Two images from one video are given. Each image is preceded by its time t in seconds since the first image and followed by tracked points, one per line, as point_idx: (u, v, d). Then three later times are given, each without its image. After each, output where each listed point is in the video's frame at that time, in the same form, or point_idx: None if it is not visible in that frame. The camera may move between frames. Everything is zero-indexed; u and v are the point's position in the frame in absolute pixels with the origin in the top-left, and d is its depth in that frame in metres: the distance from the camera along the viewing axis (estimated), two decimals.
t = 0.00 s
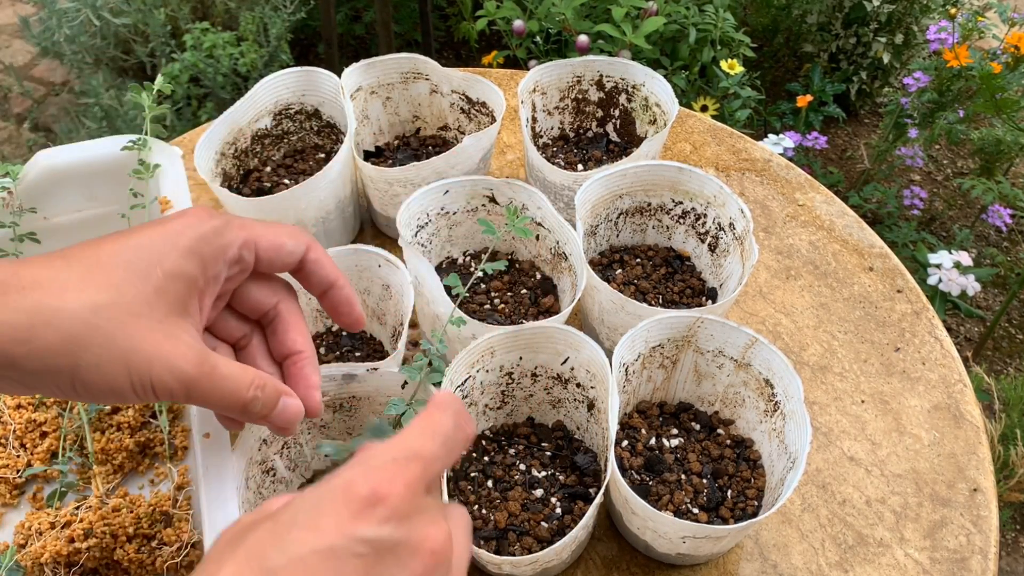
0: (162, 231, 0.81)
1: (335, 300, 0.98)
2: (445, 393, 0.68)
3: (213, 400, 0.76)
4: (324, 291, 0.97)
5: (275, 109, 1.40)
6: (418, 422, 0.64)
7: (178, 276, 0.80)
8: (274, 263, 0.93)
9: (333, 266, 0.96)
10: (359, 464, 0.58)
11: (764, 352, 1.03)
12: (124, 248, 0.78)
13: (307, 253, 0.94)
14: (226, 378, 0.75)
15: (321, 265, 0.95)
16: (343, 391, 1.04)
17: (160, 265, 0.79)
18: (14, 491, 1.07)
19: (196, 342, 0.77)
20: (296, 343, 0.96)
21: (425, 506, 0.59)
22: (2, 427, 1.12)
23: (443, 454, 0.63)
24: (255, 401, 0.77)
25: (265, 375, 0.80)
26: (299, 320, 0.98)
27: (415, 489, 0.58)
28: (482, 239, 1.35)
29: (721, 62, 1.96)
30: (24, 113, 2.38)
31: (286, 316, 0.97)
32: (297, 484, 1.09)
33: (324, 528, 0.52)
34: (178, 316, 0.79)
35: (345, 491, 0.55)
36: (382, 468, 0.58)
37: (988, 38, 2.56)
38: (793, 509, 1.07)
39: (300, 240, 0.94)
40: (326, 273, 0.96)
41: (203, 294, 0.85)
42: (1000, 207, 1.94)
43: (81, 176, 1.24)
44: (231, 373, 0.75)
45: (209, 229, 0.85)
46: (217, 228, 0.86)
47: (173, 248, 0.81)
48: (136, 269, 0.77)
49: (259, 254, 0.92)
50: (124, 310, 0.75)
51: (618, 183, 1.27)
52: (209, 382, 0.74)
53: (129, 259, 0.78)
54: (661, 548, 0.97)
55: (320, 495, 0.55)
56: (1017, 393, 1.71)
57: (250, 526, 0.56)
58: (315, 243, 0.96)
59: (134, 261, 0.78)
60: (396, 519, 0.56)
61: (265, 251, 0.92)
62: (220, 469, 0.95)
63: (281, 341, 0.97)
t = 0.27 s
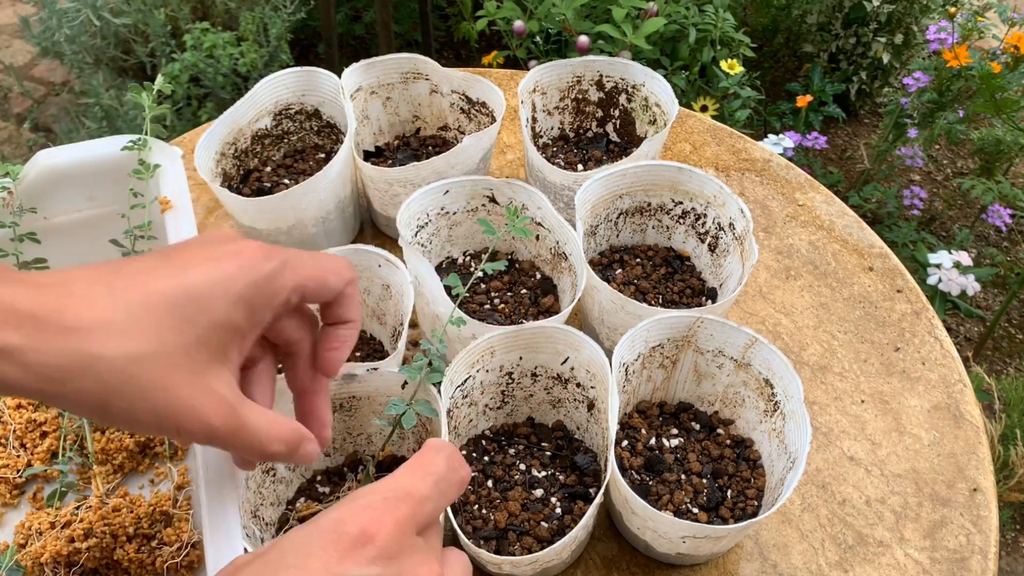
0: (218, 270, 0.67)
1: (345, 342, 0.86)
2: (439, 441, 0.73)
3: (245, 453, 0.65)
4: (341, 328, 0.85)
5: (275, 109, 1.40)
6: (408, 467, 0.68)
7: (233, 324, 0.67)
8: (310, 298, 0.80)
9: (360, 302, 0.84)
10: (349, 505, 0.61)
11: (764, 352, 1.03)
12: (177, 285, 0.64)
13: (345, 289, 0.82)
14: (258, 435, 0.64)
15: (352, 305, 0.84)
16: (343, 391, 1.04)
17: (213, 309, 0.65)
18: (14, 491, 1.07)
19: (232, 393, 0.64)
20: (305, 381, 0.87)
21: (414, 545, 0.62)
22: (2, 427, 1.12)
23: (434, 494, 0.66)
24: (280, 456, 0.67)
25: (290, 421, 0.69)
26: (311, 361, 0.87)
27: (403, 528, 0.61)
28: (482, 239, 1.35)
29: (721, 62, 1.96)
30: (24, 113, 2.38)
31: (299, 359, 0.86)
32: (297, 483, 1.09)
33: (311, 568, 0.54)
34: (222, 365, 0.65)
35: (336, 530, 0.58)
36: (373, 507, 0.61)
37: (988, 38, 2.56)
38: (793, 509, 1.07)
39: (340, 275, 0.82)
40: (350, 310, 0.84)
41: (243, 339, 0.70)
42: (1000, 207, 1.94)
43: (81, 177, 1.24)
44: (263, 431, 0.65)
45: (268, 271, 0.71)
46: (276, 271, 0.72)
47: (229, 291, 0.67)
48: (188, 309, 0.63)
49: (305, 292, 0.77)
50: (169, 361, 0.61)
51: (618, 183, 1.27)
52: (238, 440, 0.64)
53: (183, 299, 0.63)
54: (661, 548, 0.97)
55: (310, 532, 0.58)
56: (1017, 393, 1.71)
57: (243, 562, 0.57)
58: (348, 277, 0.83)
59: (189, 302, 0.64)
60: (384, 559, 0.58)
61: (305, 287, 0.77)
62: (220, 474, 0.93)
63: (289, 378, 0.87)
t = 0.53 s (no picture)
0: (314, 349, 0.64)
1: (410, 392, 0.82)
2: (459, 481, 0.71)
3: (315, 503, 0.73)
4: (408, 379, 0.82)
5: (275, 109, 1.40)
6: (431, 508, 0.65)
7: (321, 409, 0.67)
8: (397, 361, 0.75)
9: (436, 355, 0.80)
10: (370, 544, 0.59)
11: (764, 352, 1.03)
12: (270, 378, 0.62)
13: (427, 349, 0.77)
14: (329, 495, 0.72)
15: (431, 360, 0.80)
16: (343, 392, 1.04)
17: (305, 398, 0.65)
18: (14, 491, 1.07)
19: (313, 464, 0.69)
20: (377, 429, 0.85)
21: None
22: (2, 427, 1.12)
23: (455, 539, 0.64)
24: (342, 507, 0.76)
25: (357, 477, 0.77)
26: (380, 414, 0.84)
27: None
28: (482, 239, 1.35)
29: (721, 62, 1.96)
30: (24, 113, 2.38)
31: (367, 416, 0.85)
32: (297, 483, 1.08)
33: None
34: (309, 441, 0.68)
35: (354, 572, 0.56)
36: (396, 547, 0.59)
37: (988, 38, 2.56)
38: (793, 509, 1.07)
39: (427, 339, 0.76)
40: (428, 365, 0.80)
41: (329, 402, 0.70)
42: (1000, 207, 1.94)
43: (80, 177, 1.24)
44: (334, 490, 0.73)
45: (366, 344, 0.67)
46: (373, 342, 0.68)
47: (322, 378, 0.65)
48: (279, 399, 0.63)
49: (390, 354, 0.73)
50: (263, 450, 0.64)
51: (618, 183, 1.27)
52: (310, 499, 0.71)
53: (276, 391, 0.63)
54: (661, 548, 0.97)
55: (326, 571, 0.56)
56: (1017, 393, 1.71)
57: None
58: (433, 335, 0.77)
59: (283, 393, 0.63)
60: None
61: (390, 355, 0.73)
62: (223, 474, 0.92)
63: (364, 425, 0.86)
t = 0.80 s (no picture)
0: (280, 354, 0.63)
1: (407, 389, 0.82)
2: (462, 491, 0.69)
3: (304, 512, 0.73)
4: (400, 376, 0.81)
5: (275, 109, 1.40)
6: (439, 518, 0.64)
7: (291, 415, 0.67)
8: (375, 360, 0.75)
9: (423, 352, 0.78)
10: (382, 556, 0.57)
11: (764, 352, 1.03)
12: (236, 385, 0.62)
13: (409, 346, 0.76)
14: (317, 502, 0.73)
15: (416, 358, 0.79)
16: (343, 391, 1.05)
17: (273, 405, 0.65)
18: (14, 491, 1.07)
19: (293, 470, 0.69)
20: (371, 424, 0.86)
21: None
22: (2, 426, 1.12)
23: (461, 549, 0.63)
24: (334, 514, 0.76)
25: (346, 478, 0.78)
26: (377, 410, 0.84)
27: None
28: (482, 239, 1.35)
29: (721, 62, 1.96)
30: (24, 113, 2.38)
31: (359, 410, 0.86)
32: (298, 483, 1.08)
33: None
34: (284, 448, 0.68)
35: None
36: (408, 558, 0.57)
37: (988, 38, 2.56)
38: (793, 509, 1.07)
39: (406, 338, 0.75)
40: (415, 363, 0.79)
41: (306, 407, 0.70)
42: (1000, 207, 1.94)
43: (80, 177, 1.24)
44: (321, 497, 0.73)
45: (335, 345, 0.67)
46: (343, 342, 0.67)
47: (290, 384, 0.65)
48: (246, 406, 0.63)
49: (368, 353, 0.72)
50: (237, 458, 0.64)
51: (618, 183, 1.27)
52: (298, 507, 0.71)
53: (243, 399, 0.63)
54: (661, 548, 0.97)
55: None
56: (1016, 393, 1.71)
57: None
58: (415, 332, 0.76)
59: (252, 401, 0.63)
60: None
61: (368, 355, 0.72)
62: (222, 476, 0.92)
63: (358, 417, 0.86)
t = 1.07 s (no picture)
0: (178, 309, 0.76)
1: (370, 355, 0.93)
2: (486, 466, 0.73)
3: (258, 471, 0.75)
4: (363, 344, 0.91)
5: (275, 109, 1.40)
6: (461, 489, 0.67)
7: (201, 361, 0.76)
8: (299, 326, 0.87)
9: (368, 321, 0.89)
10: (408, 523, 0.60)
11: (764, 352, 1.03)
12: (145, 338, 0.73)
13: (338, 310, 0.89)
14: (266, 455, 0.74)
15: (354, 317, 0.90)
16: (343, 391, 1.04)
17: (183, 352, 0.74)
18: (14, 491, 1.07)
19: (227, 422, 0.75)
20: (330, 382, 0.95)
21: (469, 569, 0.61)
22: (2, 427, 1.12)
23: (488, 517, 0.66)
24: (297, 470, 0.76)
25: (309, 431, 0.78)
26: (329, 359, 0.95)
27: (461, 554, 0.60)
28: (482, 239, 1.35)
29: (721, 62, 1.96)
30: (24, 113, 2.38)
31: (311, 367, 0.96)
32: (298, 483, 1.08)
33: None
34: (210, 399, 0.76)
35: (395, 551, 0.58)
36: (435, 525, 0.61)
37: (987, 38, 2.56)
38: (793, 509, 1.07)
39: (330, 301, 0.88)
40: (364, 326, 0.90)
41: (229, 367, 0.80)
42: (1000, 207, 1.94)
43: (80, 177, 1.24)
44: (271, 450, 0.74)
45: (227, 299, 0.79)
46: (236, 298, 0.80)
47: (191, 330, 0.76)
48: (154, 358, 0.73)
49: (281, 317, 0.85)
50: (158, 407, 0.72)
51: (618, 183, 1.27)
52: (246, 463, 0.74)
53: (151, 348, 0.73)
54: (661, 548, 0.97)
55: (368, 554, 0.57)
56: (1017, 393, 1.71)
57: None
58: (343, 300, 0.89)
59: (160, 350, 0.73)
60: None
61: (291, 316, 0.85)
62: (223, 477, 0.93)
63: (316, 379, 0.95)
